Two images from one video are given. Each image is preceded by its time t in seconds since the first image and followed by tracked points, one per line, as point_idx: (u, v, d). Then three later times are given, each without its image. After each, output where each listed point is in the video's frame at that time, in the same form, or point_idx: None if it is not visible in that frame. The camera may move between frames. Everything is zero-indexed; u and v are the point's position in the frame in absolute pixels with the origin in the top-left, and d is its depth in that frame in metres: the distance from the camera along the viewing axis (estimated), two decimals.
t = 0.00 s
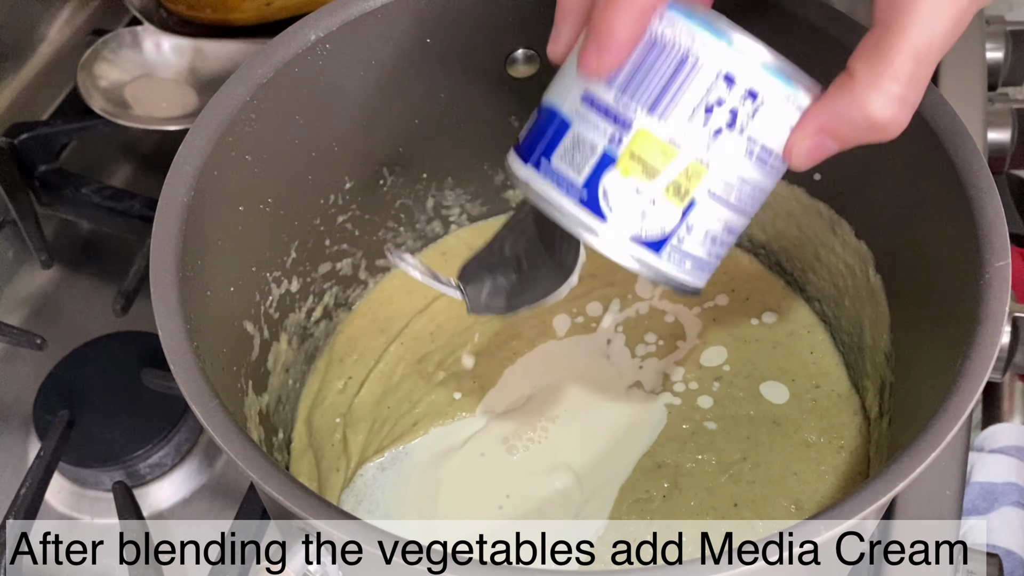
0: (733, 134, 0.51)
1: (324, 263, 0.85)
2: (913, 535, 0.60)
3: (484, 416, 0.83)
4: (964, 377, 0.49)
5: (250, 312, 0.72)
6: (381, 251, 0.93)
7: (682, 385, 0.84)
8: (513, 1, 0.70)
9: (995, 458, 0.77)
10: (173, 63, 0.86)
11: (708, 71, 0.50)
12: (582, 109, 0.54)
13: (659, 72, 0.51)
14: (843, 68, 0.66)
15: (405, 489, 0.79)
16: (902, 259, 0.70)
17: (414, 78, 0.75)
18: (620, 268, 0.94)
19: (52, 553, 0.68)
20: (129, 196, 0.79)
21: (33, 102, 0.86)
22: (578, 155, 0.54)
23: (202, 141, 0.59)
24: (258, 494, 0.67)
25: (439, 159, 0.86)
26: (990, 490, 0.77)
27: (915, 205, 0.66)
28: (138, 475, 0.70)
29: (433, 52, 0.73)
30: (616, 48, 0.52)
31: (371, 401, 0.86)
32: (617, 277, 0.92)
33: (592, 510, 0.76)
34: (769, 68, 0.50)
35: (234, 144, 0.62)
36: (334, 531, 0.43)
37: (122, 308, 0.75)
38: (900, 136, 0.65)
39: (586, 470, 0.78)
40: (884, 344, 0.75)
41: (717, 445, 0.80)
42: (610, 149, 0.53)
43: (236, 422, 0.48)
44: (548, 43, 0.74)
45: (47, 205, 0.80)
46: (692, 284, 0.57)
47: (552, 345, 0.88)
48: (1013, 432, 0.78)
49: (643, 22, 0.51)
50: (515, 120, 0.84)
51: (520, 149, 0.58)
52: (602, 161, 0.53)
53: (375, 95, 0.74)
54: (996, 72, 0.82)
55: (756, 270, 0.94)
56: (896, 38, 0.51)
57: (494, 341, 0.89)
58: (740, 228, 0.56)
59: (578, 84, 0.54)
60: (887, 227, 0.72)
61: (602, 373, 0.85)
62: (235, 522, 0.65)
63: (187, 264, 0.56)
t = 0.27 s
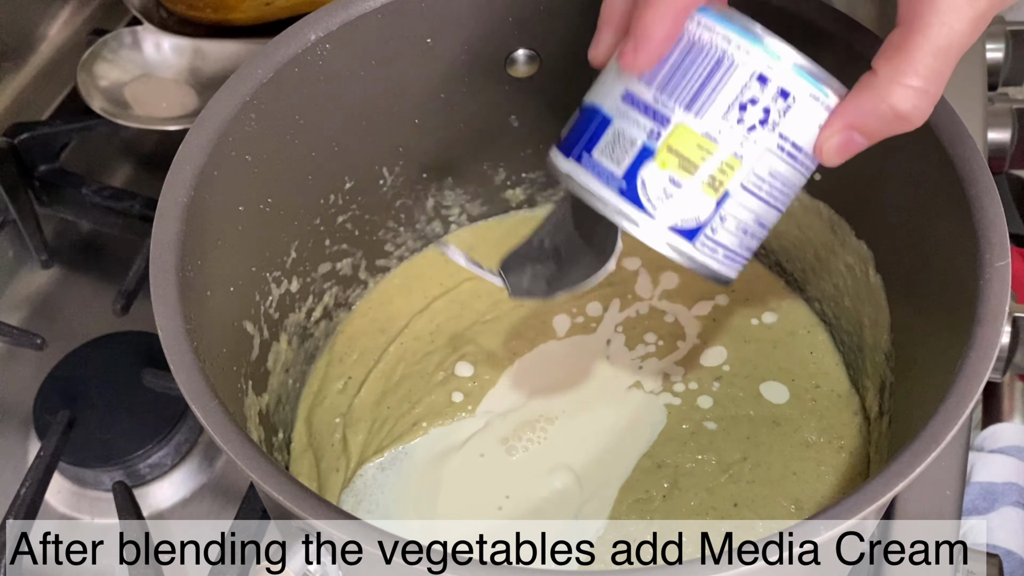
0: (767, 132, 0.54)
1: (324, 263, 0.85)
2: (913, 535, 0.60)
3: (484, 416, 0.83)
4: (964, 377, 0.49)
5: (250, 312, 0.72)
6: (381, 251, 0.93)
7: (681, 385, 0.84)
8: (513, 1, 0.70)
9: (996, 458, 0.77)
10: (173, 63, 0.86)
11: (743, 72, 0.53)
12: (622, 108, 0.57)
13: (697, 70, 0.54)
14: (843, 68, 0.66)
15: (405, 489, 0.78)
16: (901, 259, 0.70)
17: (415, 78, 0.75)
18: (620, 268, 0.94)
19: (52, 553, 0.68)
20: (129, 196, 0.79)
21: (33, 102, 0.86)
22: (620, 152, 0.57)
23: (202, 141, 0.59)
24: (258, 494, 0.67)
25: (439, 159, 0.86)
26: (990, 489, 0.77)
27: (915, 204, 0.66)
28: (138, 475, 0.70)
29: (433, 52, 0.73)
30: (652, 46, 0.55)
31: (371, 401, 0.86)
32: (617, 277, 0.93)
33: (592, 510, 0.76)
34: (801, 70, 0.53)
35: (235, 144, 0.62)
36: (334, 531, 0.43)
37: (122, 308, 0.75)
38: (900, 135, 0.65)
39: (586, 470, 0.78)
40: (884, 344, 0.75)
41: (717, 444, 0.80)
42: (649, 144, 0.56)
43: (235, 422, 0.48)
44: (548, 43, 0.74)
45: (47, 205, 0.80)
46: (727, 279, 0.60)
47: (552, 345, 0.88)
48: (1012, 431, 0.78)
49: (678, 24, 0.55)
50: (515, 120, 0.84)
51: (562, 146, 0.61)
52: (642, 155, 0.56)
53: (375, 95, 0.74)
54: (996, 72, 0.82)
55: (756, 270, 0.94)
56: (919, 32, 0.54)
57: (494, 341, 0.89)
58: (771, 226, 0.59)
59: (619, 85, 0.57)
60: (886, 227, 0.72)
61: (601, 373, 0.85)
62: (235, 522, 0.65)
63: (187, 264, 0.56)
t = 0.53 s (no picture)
0: None
1: (324, 263, 0.85)
2: (913, 535, 0.60)
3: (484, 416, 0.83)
4: (964, 377, 0.49)
5: (250, 312, 0.72)
6: (380, 251, 0.93)
7: (681, 385, 0.84)
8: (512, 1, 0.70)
9: (996, 456, 0.78)
10: (172, 62, 0.86)
11: None
12: None
13: None
14: (843, 67, 0.66)
15: (405, 489, 0.78)
16: (901, 259, 0.70)
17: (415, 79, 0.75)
18: (619, 267, 0.94)
19: (52, 553, 0.68)
20: (129, 196, 0.79)
21: (33, 102, 0.86)
22: None
23: (202, 141, 0.59)
24: (258, 494, 0.67)
25: (439, 159, 0.86)
26: (989, 489, 0.77)
27: (915, 204, 0.66)
28: (138, 475, 0.70)
29: (433, 52, 0.73)
30: None
31: (371, 401, 0.86)
32: (616, 277, 0.93)
33: (592, 510, 0.75)
34: None
35: (234, 144, 0.62)
36: (334, 531, 0.43)
37: (122, 308, 0.75)
38: (900, 135, 0.65)
39: (586, 470, 0.78)
40: (884, 344, 0.75)
41: (717, 444, 0.80)
42: None
43: (235, 422, 0.48)
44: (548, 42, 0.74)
45: (47, 206, 0.80)
46: (721, 94, 0.48)
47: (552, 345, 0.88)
48: (1012, 431, 0.78)
49: None
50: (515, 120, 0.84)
51: None
52: None
53: (375, 95, 0.74)
54: (996, 73, 0.82)
55: (756, 270, 0.94)
56: None
57: (493, 341, 0.89)
58: (774, 67, 0.49)
59: None
60: (886, 227, 0.72)
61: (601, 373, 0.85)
62: (235, 522, 0.65)
63: (187, 264, 0.56)
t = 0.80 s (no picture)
0: None
1: (324, 263, 0.86)
2: (912, 535, 0.61)
3: (484, 416, 0.83)
4: (964, 377, 0.49)
5: (250, 312, 0.72)
6: (380, 251, 0.93)
7: (680, 385, 0.84)
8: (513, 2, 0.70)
9: (994, 457, 0.77)
10: (173, 63, 0.86)
11: None
12: None
13: None
14: (842, 69, 0.66)
15: (406, 489, 0.78)
16: (902, 260, 0.70)
17: (415, 79, 0.75)
18: (620, 267, 0.94)
19: (52, 553, 0.68)
20: (129, 196, 0.79)
21: (33, 102, 0.86)
22: None
23: (202, 141, 0.59)
24: (258, 494, 0.67)
25: (439, 159, 0.86)
26: (989, 490, 0.78)
27: (915, 204, 0.66)
28: (138, 475, 0.70)
29: (433, 53, 0.73)
30: None
31: (370, 401, 0.87)
32: (616, 277, 0.93)
33: (591, 510, 0.76)
34: None
35: (235, 144, 0.62)
36: (334, 531, 0.43)
37: (123, 308, 0.75)
38: (901, 136, 0.65)
39: (586, 470, 0.78)
40: (884, 344, 0.75)
41: (717, 444, 0.80)
42: None
43: (235, 422, 0.48)
44: (549, 42, 0.75)
45: (47, 206, 0.80)
46: None
47: (552, 345, 0.89)
48: (1012, 432, 0.77)
49: None
50: (515, 120, 0.84)
51: None
52: None
53: (376, 95, 0.74)
54: (996, 73, 0.82)
55: (755, 270, 0.94)
56: None
57: (493, 341, 0.89)
58: None
59: None
60: (886, 227, 0.72)
61: (601, 373, 0.85)
62: (235, 522, 0.66)
63: (187, 264, 0.56)
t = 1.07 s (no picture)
0: None
1: (324, 263, 0.86)
2: (912, 535, 0.61)
3: (483, 416, 0.83)
4: (963, 377, 0.49)
5: (250, 312, 0.72)
6: (380, 251, 0.93)
7: (680, 385, 0.84)
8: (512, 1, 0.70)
9: (994, 457, 0.77)
10: (173, 63, 0.86)
11: None
12: None
13: None
14: (841, 68, 0.66)
15: (406, 488, 0.78)
16: (901, 260, 0.70)
17: (415, 79, 0.75)
18: (619, 267, 0.94)
19: (52, 553, 0.68)
20: (129, 196, 0.79)
21: (33, 102, 0.87)
22: None
23: (202, 142, 0.59)
24: (258, 494, 0.67)
25: (439, 160, 0.86)
26: (988, 489, 0.78)
27: (914, 205, 0.66)
28: (138, 475, 0.70)
29: (433, 53, 0.73)
30: None
31: (370, 401, 0.87)
32: (615, 277, 0.93)
33: (591, 510, 0.76)
34: None
35: (234, 144, 0.62)
36: (334, 531, 0.43)
37: (123, 308, 0.75)
38: (900, 136, 0.65)
39: (586, 470, 0.78)
40: (883, 344, 0.75)
41: (717, 444, 0.80)
42: None
43: (235, 421, 0.48)
44: (549, 42, 0.75)
45: (47, 206, 0.80)
46: None
47: (551, 345, 0.89)
48: (1013, 431, 0.77)
49: None
50: (515, 120, 0.84)
51: None
52: None
53: (375, 95, 0.74)
54: (995, 73, 0.82)
55: (755, 270, 0.94)
56: None
57: (493, 341, 0.90)
58: None
59: None
60: (885, 227, 0.72)
61: (601, 373, 0.86)
62: (235, 522, 0.66)
63: (187, 264, 0.56)
